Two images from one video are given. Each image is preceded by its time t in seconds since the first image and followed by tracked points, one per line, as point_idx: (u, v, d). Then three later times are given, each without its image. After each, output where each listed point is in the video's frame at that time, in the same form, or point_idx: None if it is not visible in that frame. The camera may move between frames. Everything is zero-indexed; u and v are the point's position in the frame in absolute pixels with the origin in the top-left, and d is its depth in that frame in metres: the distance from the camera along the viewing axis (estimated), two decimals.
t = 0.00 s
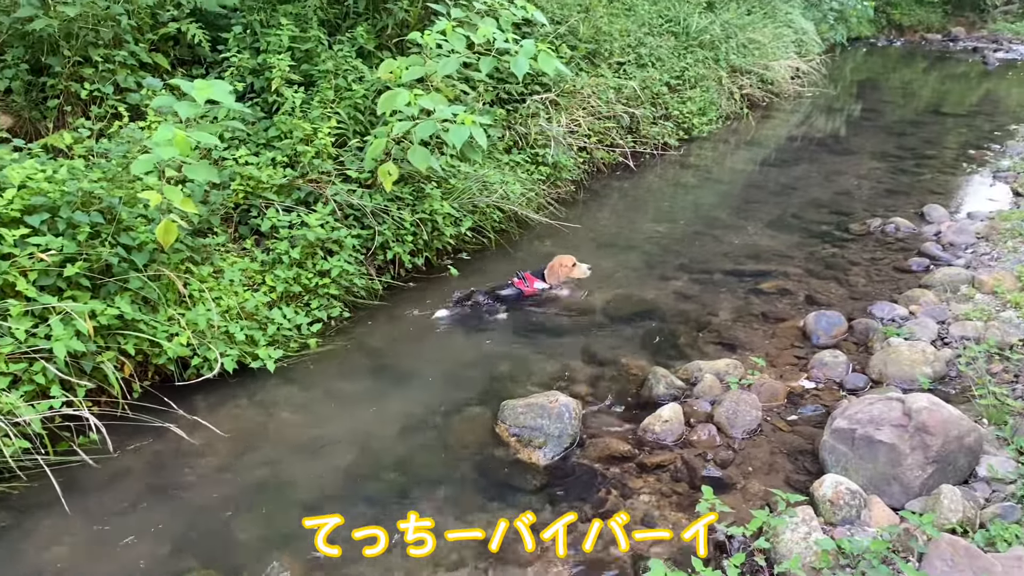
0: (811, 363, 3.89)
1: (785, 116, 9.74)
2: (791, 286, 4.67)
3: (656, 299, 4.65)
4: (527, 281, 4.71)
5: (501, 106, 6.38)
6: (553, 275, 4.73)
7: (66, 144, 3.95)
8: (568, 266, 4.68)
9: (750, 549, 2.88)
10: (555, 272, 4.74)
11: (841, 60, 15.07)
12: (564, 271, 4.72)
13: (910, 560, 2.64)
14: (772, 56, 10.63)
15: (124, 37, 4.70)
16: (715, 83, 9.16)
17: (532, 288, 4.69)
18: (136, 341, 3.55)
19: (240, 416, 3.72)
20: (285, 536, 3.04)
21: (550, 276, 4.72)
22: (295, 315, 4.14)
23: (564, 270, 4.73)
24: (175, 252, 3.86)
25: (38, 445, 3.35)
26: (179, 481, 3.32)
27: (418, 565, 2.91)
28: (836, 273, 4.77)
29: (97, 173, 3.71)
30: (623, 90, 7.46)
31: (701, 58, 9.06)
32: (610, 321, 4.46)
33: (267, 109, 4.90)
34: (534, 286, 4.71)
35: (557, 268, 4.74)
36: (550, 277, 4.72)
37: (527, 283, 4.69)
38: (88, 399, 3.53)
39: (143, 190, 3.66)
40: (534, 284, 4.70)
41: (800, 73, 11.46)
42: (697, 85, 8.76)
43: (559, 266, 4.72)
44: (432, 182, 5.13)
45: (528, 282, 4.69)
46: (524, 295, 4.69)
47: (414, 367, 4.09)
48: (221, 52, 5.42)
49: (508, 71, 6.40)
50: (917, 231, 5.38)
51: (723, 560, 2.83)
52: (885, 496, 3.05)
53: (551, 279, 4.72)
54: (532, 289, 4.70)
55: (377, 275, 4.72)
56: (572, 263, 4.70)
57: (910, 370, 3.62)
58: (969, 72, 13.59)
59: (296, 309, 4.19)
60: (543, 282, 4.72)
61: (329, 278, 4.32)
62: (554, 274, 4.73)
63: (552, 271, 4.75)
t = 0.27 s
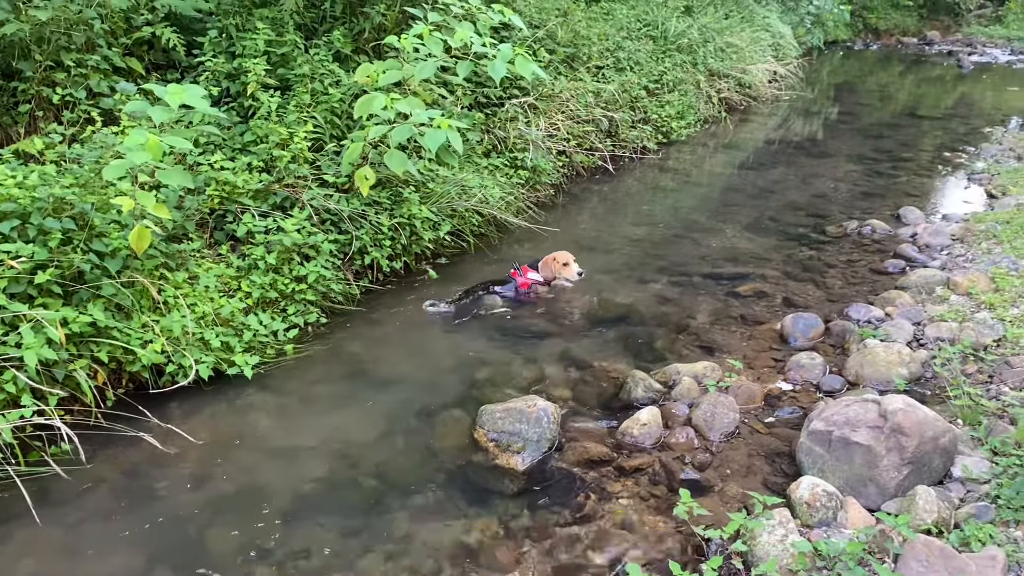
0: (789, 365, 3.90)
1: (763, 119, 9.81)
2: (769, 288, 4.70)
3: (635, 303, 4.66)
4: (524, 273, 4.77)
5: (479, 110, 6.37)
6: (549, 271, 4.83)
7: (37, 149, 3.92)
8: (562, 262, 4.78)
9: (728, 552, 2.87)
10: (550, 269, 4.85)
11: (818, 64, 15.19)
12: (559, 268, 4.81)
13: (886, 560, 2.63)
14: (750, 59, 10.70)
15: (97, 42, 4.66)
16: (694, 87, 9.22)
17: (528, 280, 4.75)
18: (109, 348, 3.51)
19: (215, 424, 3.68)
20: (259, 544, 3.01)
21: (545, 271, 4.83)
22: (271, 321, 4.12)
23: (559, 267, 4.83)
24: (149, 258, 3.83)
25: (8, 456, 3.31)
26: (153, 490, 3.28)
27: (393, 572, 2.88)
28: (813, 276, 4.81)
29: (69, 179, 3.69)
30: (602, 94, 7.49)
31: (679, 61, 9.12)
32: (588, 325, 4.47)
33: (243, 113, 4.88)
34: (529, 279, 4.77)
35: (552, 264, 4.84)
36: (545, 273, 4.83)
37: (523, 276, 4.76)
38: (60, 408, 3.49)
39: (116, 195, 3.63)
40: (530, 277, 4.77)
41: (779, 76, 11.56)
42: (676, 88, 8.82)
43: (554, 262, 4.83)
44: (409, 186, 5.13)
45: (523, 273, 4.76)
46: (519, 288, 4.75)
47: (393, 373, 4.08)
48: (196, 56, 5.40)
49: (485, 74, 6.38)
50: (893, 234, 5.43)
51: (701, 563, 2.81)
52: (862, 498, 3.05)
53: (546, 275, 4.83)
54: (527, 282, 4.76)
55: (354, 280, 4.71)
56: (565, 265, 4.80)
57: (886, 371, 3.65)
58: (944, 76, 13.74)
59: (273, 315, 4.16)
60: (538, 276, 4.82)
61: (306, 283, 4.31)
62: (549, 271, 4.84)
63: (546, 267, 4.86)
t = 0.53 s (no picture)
0: (770, 364, 3.92)
1: (744, 120, 9.87)
2: (750, 288, 4.73)
3: (617, 304, 4.68)
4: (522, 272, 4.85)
5: (461, 110, 6.36)
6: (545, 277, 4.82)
7: (12, 150, 3.88)
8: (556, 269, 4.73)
9: (710, 551, 2.86)
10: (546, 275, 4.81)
11: (799, 65, 15.31)
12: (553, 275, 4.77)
13: (867, 558, 2.63)
14: (731, 60, 10.76)
15: (74, 42, 4.64)
16: (676, 88, 9.27)
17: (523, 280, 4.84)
18: (87, 351, 3.47)
19: (195, 428, 3.65)
20: (239, 548, 2.98)
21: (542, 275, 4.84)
22: (252, 323, 4.09)
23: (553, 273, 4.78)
24: (127, 261, 3.79)
25: None
26: (131, 494, 3.24)
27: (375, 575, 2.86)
28: (794, 275, 4.84)
29: (46, 181, 3.66)
30: (584, 95, 7.51)
31: (660, 62, 9.17)
32: (571, 326, 4.47)
33: (222, 114, 4.86)
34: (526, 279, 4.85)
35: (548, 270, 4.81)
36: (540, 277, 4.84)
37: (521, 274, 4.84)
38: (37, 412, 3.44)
39: (94, 197, 3.59)
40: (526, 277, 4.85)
41: (760, 77, 11.64)
42: (658, 89, 8.87)
43: (550, 268, 4.80)
44: (391, 187, 5.12)
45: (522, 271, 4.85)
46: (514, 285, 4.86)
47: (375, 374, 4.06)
48: (174, 56, 5.37)
49: (467, 75, 6.38)
50: (873, 233, 5.48)
51: (683, 562, 2.80)
52: (843, 496, 3.06)
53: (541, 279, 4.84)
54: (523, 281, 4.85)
55: (336, 282, 4.70)
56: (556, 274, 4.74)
57: (866, 369, 3.67)
58: (922, 77, 13.89)
59: (253, 317, 4.14)
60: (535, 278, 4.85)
61: (286, 285, 4.29)
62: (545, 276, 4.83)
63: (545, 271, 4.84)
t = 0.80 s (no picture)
0: (753, 362, 3.94)
1: (726, 119, 9.92)
2: (733, 286, 4.76)
3: (601, 303, 4.69)
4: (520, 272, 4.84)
5: (444, 110, 6.34)
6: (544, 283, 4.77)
7: None
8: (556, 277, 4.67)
9: (694, 548, 2.87)
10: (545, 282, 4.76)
11: (780, 65, 15.41)
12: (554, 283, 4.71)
13: (849, 554, 2.66)
14: (712, 60, 10.82)
15: (53, 41, 4.60)
16: (658, 88, 9.31)
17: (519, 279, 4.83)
18: (67, 353, 3.43)
19: (176, 429, 3.62)
20: (223, 551, 2.95)
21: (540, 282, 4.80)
22: (234, 324, 4.07)
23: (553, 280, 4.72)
24: (107, 261, 3.76)
25: None
26: (112, 498, 3.20)
27: None
28: (777, 273, 4.87)
29: (24, 182, 3.62)
30: (567, 94, 7.53)
31: (643, 62, 9.20)
32: (555, 325, 4.48)
33: (203, 114, 4.85)
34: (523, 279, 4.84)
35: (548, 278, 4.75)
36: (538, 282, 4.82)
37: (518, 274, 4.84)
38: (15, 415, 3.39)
39: (73, 198, 3.56)
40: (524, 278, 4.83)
41: (741, 77, 11.71)
42: (640, 89, 8.90)
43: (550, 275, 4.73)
44: (374, 187, 5.12)
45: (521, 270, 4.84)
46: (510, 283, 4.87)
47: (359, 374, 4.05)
48: (154, 56, 5.33)
49: (449, 75, 6.38)
50: (854, 231, 5.53)
51: (668, 559, 2.81)
52: (825, 492, 3.08)
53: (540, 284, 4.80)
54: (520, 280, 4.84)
55: (319, 282, 4.69)
56: (557, 280, 4.66)
57: (849, 366, 3.69)
58: (902, 76, 14.00)
59: (236, 318, 4.11)
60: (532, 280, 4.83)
61: (269, 286, 4.27)
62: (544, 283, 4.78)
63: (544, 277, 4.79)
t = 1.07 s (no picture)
0: (735, 358, 3.95)
1: (708, 116, 9.96)
2: (715, 283, 4.78)
3: (583, 300, 4.70)
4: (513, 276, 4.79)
5: (426, 107, 6.31)
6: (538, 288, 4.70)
7: None
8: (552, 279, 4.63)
9: (677, 544, 2.87)
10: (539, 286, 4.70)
11: (761, 62, 15.50)
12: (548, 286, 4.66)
13: (831, 548, 2.67)
14: (694, 57, 10.86)
15: (29, 38, 4.55)
16: (640, 85, 9.34)
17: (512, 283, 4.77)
18: (44, 354, 3.39)
19: (157, 430, 3.59)
20: (204, 552, 2.93)
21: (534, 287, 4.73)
22: (215, 323, 4.04)
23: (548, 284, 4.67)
24: (85, 261, 3.72)
25: None
26: (90, 499, 3.17)
27: None
28: (758, 270, 4.89)
29: None
30: (549, 92, 7.53)
31: (624, 59, 9.23)
32: (537, 323, 4.48)
33: (183, 112, 4.84)
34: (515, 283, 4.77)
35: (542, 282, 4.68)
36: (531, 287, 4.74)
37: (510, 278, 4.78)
38: None
39: (50, 198, 3.53)
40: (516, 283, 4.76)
41: (724, 74, 11.76)
42: (622, 87, 8.93)
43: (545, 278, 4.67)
44: (355, 185, 5.11)
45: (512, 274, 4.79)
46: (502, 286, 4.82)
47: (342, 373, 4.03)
48: (132, 53, 5.29)
49: (431, 73, 6.35)
50: (835, 227, 5.56)
51: (651, 555, 2.80)
52: (807, 487, 3.09)
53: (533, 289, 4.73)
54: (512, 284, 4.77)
55: (300, 281, 4.67)
56: (557, 279, 4.63)
57: (829, 362, 3.71)
58: (882, 73, 14.12)
59: (216, 317, 4.08)
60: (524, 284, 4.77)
61: (249, 285, 4.24)
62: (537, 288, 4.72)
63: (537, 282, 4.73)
